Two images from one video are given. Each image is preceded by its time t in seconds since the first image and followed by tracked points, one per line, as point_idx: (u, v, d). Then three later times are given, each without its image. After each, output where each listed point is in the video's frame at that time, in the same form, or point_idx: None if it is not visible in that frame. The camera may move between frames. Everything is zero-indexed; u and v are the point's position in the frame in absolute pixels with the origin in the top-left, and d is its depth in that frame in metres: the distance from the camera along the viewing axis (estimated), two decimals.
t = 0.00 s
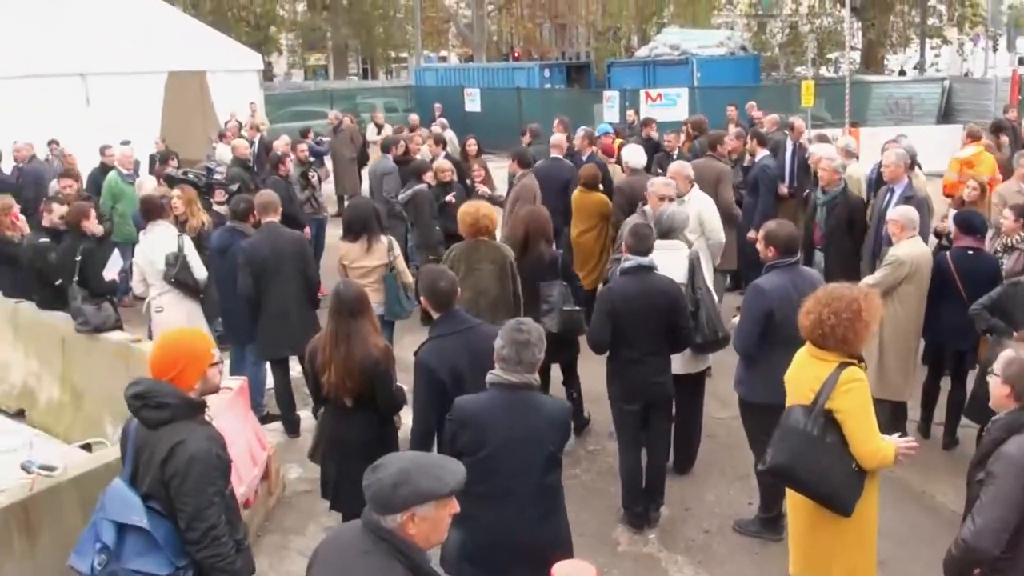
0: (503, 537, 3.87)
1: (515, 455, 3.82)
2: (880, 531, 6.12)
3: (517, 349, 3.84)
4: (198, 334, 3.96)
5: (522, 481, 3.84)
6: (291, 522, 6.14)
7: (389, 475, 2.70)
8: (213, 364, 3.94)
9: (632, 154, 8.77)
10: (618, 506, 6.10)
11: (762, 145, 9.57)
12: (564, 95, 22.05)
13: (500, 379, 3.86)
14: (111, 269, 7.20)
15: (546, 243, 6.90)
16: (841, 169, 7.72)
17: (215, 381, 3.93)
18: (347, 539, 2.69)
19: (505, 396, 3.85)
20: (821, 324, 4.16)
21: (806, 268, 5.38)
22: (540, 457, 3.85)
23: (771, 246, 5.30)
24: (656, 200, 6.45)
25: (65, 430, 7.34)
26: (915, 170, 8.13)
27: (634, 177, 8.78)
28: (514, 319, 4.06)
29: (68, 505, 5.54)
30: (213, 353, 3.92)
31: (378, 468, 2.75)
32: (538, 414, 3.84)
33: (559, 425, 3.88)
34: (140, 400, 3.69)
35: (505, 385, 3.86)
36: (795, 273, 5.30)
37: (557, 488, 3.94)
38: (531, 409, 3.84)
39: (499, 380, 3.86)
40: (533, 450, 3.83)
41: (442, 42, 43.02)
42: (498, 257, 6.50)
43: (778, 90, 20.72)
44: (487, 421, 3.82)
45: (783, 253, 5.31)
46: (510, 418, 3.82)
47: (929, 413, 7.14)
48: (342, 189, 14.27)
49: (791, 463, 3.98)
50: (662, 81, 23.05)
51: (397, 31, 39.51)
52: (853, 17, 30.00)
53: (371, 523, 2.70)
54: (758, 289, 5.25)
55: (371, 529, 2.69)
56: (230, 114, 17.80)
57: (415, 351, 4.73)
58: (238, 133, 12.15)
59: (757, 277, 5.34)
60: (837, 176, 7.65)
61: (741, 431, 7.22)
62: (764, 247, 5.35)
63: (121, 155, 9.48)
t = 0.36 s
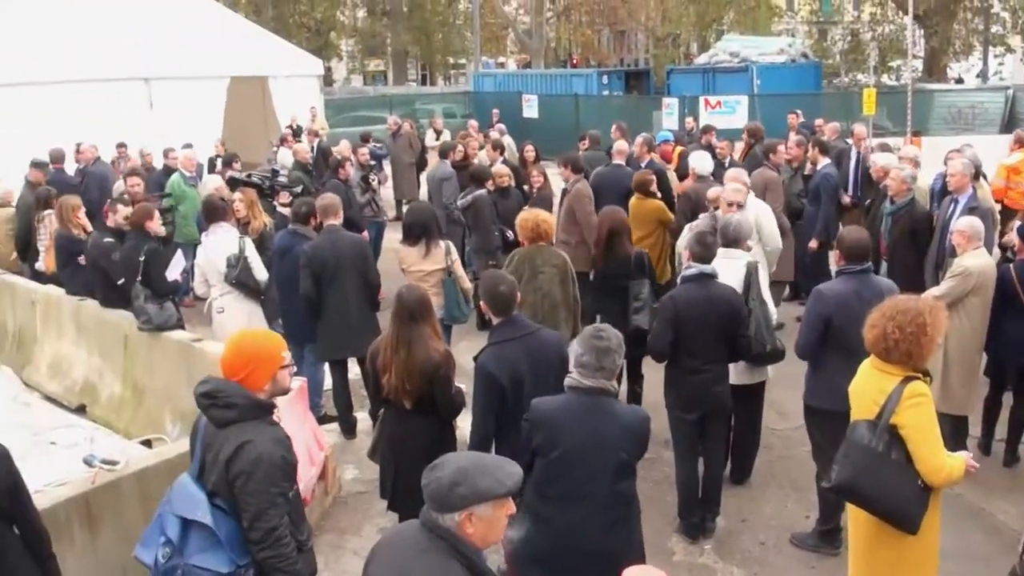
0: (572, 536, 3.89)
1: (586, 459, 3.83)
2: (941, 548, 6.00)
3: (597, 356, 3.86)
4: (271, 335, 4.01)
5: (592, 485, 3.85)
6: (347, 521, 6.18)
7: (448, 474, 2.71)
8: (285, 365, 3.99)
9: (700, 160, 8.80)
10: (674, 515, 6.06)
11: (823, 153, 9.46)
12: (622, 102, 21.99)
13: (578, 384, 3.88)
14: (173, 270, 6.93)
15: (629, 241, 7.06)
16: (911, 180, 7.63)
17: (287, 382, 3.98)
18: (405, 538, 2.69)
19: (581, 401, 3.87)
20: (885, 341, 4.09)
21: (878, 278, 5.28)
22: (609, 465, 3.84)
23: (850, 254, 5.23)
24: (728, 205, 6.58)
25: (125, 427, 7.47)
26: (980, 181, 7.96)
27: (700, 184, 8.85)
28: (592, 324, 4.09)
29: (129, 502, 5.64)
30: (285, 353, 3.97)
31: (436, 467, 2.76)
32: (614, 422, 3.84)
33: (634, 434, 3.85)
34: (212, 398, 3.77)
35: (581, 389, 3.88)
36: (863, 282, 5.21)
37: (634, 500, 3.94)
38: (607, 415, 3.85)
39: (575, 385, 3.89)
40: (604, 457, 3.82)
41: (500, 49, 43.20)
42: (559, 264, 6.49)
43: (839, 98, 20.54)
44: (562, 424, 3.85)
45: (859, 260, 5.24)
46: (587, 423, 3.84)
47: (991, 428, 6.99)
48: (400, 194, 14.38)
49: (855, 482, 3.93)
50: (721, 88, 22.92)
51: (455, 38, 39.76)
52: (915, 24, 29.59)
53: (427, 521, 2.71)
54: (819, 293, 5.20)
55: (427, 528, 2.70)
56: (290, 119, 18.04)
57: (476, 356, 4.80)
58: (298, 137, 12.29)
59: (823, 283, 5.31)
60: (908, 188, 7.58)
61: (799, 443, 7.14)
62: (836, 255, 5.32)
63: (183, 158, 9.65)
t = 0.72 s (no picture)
0: (624, 535, 3.98)
1: (640, 462, 3.90)
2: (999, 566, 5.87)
3: (666, 363, 3.91)
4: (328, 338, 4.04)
5: (644, 488, 3.92)
6: (396, 524, 6.22)
7: (501, 472, 2.71)
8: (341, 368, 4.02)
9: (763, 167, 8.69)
10: (724, 525, 6.00)
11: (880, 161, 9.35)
12: (675, 107, 21.67)
13: (642, 387, 3.96)
14: (229, 272, 7.00)
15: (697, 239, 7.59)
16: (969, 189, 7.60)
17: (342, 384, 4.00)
18: (456, 536, 2.70)
19: (644, 402, 3.95)
20: (951, 355, 4.01)
21: (944, 289, 5.21)
22: (660, 467, 3.90)
23: (916, 261, 5.16)
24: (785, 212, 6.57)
25: (178, 424, 7.57)
26: None
27: (762, 191, 8.73)
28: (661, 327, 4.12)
29: (183, 497, 5.73)
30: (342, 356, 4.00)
31: (488, 465, 2.76)
32: (675, 427, 3.89)
33: (693, 442, 3.88)
34: (269, 398, 3.83)
35: (646, 391, 3.95)
36: (925, 292, 5.14)
37: (690, 505, 3.98)
38: (665, 418, 3.91)
39: (641, 387, 3.96)
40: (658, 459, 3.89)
41: (553, 54, 43.14)
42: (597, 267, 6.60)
43: (894, 104, 20.32)
44: (618, 423, 3.94)
45: (928, 269, 5.17)
46: (649, 425, 3.91)
47: None
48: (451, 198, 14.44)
49: (916, 498, 3.87)
50: (775, 95, 22.68)
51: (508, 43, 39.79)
52: (973, 30, 29.15)
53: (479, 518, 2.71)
54: (880, 300, 5.16)
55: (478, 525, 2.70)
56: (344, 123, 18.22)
57: (530, 361, 4.82)
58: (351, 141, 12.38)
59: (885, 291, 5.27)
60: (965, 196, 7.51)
61: (852, 456, 7.04)
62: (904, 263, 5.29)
63: (239, 161, 9.79)
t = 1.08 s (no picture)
0: (683, 520, 4.31)
1: (691, 448, 4.23)
2: None
3: (709, 354, 4.17)
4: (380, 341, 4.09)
5: (698, 474, 4.24)
6: (442, 525, 6.25)
7: (556, 467, 2.72)
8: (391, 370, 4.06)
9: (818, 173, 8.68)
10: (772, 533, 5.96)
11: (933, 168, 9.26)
12: (726, 112, 21.48)
13: (688, 378, 4.25)
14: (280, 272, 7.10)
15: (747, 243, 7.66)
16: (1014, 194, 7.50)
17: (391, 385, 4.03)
18: (510, 532, 2.70)
19: (691, 392, 4.26)
20: (1008, 365, 3.94)
21: (1005, 301, 5.14)
22: (713, 454, 4.21)
23: (979, 270, 5.11)
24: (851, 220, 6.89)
25: (228, 422, 7.65)
26: None
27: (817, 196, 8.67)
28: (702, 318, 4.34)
29: (234, 494, 5.80)
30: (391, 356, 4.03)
31: (543, 463, 2.76)
32: (721, 413, 4.20)
33: (738, 427, 4.19)
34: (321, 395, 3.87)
35: (692, 382, 4.25)
36: (983, 303, 5.07)
37: (747, 491, 4.28)
38: (710, 406, 4.22)
39: (687, 377, 4.26)
40: (711, 447, 4.20)
41: (601, 59, 43.04)
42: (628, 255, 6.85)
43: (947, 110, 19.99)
44: (671, 413, 4.26)
45: (989, 280, 5.11)
46: (698, 413, 4.23)
47: None
48: (499, 202, 14.49)
49: (977, 512, 3.77)
50: (826, 100, 22.45)
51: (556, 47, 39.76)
52: None
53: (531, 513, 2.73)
54: (939, 309, 5.09)
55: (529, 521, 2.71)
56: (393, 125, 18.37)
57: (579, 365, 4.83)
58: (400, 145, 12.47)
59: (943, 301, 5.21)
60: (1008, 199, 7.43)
61: (902, 466, 6.95)
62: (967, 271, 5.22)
63: (291, 164, 9.90)
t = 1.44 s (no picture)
0: (752, 517, 4.32)
1: (761, 443, 4.28)
2: None
3: (772, 350, 4.25)
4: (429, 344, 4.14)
5: (768, 469, 4.28)
6: (491, 528, 6.28)
7: (632, 470, 2.75)
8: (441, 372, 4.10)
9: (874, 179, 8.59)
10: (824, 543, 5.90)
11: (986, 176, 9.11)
12: (778, 117, 21.28)
13: (753, 374, 4.33)
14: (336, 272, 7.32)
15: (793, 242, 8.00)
16: None
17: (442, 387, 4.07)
18: (580, 532, 2.70)
19: (755, 387, 4.33)
20: None
21: None
22: (785, 449, 4.26)
23: None
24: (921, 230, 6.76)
25: (280, 422, 7.75)
26: None
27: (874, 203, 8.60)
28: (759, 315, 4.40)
29: (287, 493, 5.89)
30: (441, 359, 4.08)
31: (618, 466, 2.80)
32: (788, 409, 4.28)
33: (807, 421, 4.27)
34: (374, 394, 3.92)
35: (756, 378, 4.33)
36: None
37: (812, 487, 4.32)
38: (777, 401, 4.29)
39: (751, 374, 4.34)
40: (787, 445, 4.26)
41: (652, 65, 42.93)
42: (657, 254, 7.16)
43: (1005, 116, 19.62)
44: (740, 409, 4.33)
45: None
46: (765, 410, 4.29)
47: None
48: (548, 207, 14.52)
49: None
50: (881, 106, 22.17)
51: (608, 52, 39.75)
52: None
53: (601, 514, 2.74)
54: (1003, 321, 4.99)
55: (600, 522, 2.73)
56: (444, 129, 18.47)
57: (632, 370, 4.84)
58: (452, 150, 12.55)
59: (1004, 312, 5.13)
60: None
61: (957, 479, 6.85)
62: None
63: (343, 167, 10.00)
